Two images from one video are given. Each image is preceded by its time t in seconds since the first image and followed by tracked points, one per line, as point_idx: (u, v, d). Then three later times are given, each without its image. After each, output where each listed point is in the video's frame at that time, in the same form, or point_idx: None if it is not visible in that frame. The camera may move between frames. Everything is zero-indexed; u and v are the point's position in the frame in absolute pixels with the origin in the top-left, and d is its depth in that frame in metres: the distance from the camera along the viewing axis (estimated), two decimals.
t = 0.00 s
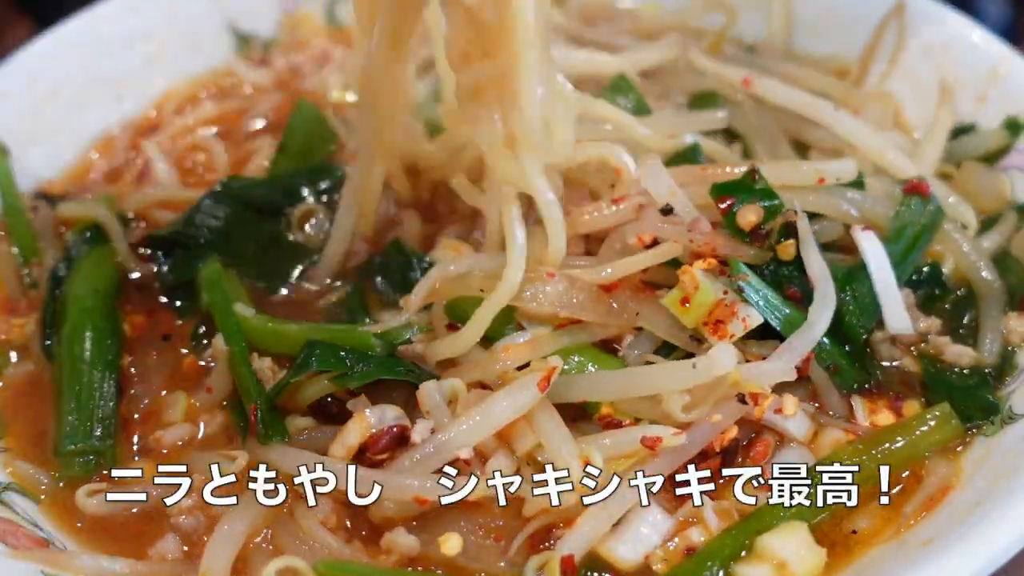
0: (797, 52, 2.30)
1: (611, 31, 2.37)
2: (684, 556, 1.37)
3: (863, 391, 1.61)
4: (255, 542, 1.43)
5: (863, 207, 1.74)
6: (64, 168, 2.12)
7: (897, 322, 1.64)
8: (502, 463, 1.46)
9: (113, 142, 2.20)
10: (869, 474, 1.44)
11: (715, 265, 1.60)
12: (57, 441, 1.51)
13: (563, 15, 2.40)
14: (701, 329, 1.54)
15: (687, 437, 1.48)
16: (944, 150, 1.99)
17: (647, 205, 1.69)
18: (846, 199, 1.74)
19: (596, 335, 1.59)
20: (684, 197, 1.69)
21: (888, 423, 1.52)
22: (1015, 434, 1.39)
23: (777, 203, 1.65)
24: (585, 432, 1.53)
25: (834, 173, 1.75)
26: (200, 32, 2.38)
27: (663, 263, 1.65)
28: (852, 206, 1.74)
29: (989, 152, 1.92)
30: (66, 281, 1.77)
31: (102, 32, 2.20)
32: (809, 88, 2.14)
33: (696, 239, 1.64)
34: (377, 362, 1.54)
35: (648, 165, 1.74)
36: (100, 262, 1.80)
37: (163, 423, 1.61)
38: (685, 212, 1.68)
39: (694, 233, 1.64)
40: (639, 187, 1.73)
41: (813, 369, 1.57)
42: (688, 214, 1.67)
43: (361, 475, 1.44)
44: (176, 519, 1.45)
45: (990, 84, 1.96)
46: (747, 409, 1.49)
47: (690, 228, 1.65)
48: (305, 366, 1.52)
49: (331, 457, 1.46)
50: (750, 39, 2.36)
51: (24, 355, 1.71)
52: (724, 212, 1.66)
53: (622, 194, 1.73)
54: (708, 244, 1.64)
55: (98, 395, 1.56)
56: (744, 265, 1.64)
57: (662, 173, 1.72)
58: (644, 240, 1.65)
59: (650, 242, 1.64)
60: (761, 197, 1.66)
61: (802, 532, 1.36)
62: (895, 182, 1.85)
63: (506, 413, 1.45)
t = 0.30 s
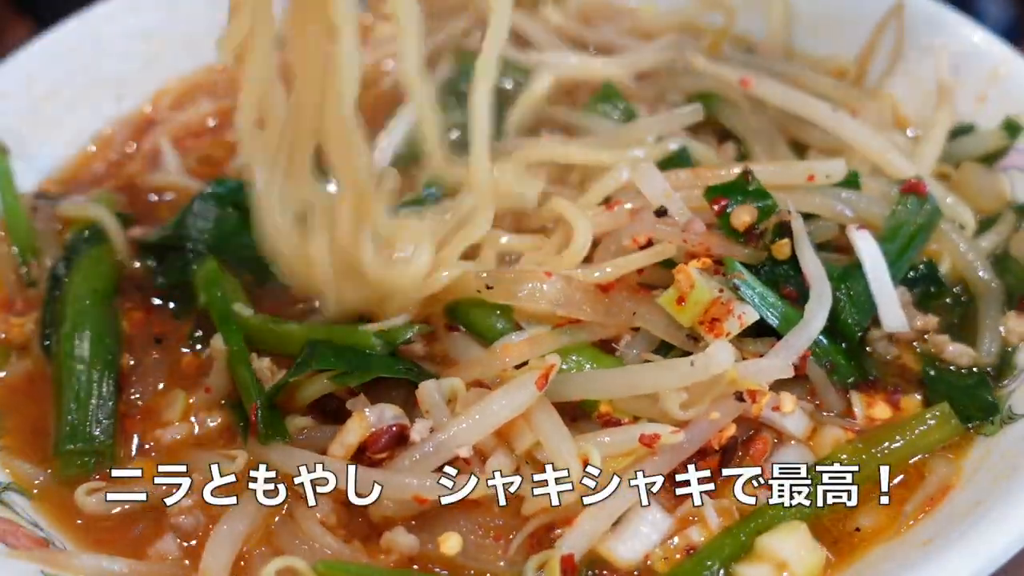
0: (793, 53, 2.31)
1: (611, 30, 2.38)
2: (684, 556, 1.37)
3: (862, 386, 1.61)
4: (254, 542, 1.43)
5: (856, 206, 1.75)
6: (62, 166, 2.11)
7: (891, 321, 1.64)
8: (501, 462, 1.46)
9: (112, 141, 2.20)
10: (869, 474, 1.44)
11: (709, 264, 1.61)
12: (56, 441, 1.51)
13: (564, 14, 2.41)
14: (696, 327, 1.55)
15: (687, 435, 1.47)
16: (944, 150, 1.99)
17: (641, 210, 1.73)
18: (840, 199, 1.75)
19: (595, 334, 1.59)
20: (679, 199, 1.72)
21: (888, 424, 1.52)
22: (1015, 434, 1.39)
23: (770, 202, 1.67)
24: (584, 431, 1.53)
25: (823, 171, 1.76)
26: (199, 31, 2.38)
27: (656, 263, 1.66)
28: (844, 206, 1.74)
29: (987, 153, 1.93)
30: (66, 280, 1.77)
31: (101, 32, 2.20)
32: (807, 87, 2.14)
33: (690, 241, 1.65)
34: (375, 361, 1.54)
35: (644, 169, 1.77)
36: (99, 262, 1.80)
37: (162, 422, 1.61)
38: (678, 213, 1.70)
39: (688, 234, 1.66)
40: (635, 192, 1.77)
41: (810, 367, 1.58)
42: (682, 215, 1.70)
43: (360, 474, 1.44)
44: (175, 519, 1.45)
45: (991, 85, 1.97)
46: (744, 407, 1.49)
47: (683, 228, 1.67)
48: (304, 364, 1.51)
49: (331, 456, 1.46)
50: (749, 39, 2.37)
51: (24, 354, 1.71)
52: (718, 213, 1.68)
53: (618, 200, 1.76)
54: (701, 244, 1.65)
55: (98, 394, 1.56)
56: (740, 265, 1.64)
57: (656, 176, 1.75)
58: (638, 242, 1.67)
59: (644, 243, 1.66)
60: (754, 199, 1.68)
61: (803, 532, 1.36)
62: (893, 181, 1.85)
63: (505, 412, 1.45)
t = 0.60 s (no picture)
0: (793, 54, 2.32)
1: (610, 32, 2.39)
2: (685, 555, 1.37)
3: (862, 382, 1.62)
4: (253, 541, 1.43)
5: (855, 205, 1.75)
6: (63, 166, 2.11)
7: (892, 321, 1.64)
8: (501, 461, 1.46)
9: (111, 140, 2.20)
10: (869, 474, 1.44)
11: (705, 263, 1.61)
12: (57, 439, 1.51)
13: (563, 15, 2.41)
14: (695, 326, 1.55)
15: (686, 434, 1.47)
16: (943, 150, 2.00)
17: (640, 210, 1.74)
18: (839, 199, 1.75)
19: (593, 334, 1.60)
20: (678, 199, 1.72)
21: (889, 423, 1.52)
22: (1015, 434, 1.39)
23: (770, 203, 1.65)
24: (584, 431, 1.53)
25: (821, 171, 1.78)
26: (200, 31, 2.38)
27: (655, 264, 1.66)
28: (844, 205, 1.75)
29: (987, 153, 1.93)
30: (67, 280, 1.78)
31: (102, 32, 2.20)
32: (806, 88, 2.15)
33: (689, 240, 1.64)
34: (375, 360, 1.54)
35: (643, 170, 1.77)
36: (99, 262, 1.81)
37: (162, 421, 1.61)
38: (677, 214, 1.70)
39: (688, 233, 1.65)
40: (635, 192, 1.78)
41: (809, 366, 1.58)
42: (680, 215, 1.69)
43: (359, 474, 1.44)
44: (174, 518, 1.43)
45: (990, 84, 1.97)
46: (743, 405, 1.49)
47: (683, 227, 1.66)
48: (305, 364, 1.53)
49: (332, 456, 1.47)
50: (749, 39, 2.37)
51: (23, 353, 1.71)
52: (716, 213, 1.67)
53: (617, 203, 1.77)
54: (700, 244, 1.64)
55: (98, 394, 1.56)
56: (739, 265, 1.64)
57: (654, 175, 1.75)
58: (636, 242, 1.67)
59: (642, 244, 1.67)
60: (752, 197, 1.66)
61: (803, 531, 1.36)
62: (891, 181, 1.85)
63: (505, 411, 1.45)
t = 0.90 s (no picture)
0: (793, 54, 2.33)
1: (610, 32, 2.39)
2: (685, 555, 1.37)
3: (862, 381, 1.62)
4: (253, 542, 1.43)
5: (855, 205, 1.75)
6: (62, 165, 2.11)
7: (891, 321, 1.63)
8: (501, 461, 1.46)
9: (111, 140, 2.20)
10: (870, 474, 1.44)
11: (705, 263, 1.61)
12: (56, 438, 1.51)
13: (564, 15, 2.41)
14: (694, 326, 1.55)
15: (686, 434, 1.47)
16: (943, 151, 2.00)
17: (640, 210, 1.73)
18: (838, 199, 1.75)
19: (594, 334, 1.60)
20: (677, 200, 1.72)
21: (889, 423, 1.52)
22: (1015, 433, 1.39)
23: (769, 203, 1.65)
24: (584, 431, 1.52)
25: (822, 170, 1.77)
26: (200, 31, 2.38)
27: (654, 265, 1.67)
28: (845, 205, 1.75)
29: (987, 153, 1.92)
30: (67, 279, 1.78)
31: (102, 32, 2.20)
32: (806, 88, 2.15)
33: (688, 241, 1.64)
34: (375, 361, 1.54)
35: (642, 169, 1.77)
36: (98, 262, 1.81)
37: (162, 420, 1.60)
38: (676, 214, 1.70)
39: (687, 233, 1.65)
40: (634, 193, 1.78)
41: (809, 365, 1.58)
42: (680, 216, 1.69)
43: (359, 474, 1.44)
44: (174, 518, 1.44)
45: (991, 84, 1.97)
46: (743, 405, 1.49)
47: (682, 227, 1.66)
48: (304, 365, 1.52)
49: (331, 455, 1.47)
50: (750, 39, 2.37)
51: (23, 353, 1.71)
52: (716, 214, 1.67)
53: (617, 203, 1.78)
54: (700, 244, 1.64)
55: (97, 394, 1.56)
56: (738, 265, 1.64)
57: (653, 175, 1.75)
58: (636, 243, 1.67)
59: (642, 245, 1.67)
60: (752, 196, 1.66)
61: (803, 531, 1.36)
62: (891, 181, 1.85)
63: (505, 410, 1.45)
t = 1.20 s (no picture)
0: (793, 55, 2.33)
1: (610, 32, 2.39)
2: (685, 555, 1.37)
3: (862, 381, 1.62)
4: (253, 542, 1.43)
5: (855, 205, 1.76)
6: (62, 166, 2.11)
7: (891, 321, 1.63)
8: (501, 462, 1.46)
9: (111, 140, 2.20)
10: (870, 474, 1.44)
11: (705, 263, 1.61)
12: (56, 438, 1.51)
13: (564, 14, 2.41)
14: (694, 326, 1.55)
15: (686, 433, 1.48)
16: (943, 151, 2.00)
17: (640, 210, 1.73)
18: (838, 199, 1.75)
19: (594, 335, 1.60)
20: (677, 200, 1.71)
21: (889, 423, 1.52)
22: (1015, 433, 1.38)
23: (769, 203, 1.65)
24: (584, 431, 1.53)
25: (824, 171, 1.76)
26: (200, 31, 2.38)
27: (654, 265, 1.66)
28: (845, 205, 1.75)
29: (987, 153, 1.92)
30: (67, 279, 1.78)
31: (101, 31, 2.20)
32: (805, 89, 2.16)
33: (688, 241, 1.64)
34: (375, 361, 1.54)
35: (642, 169, 1.76)
36: (98, 262, 1.80)
37: (162, 420, 1.61)
38: (676, 215, 1.69)
39: (686, 233, 1.65)
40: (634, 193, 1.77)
41: (809, 365, 1.58)
42: (680, 216, 1.69)
43: (359, 474, 1.44)
44: (174, 517, 1.44)
45: (991, 85, 1.94)
46: (743, 405, 1.50)
47: (683, 227, 1.65)
48: (304, 365, 1.52)
49: (332, 455, 1.47)
50: (750, 39, 2.37)
51: (23, 353, 1.71)
52: (716, 214, 1.67)
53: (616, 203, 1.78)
54: (700, 244, 1.64)
55: (97, 393, 1.56)
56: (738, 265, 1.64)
57: (653, 175, 1.75)
58: (636, 243, 1.67)
59: (641, 245, 1.67)
60: (752, 196, 1.66)
61: (804, 531, 1.36)
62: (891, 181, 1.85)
63: (504, 410, 1.45)
